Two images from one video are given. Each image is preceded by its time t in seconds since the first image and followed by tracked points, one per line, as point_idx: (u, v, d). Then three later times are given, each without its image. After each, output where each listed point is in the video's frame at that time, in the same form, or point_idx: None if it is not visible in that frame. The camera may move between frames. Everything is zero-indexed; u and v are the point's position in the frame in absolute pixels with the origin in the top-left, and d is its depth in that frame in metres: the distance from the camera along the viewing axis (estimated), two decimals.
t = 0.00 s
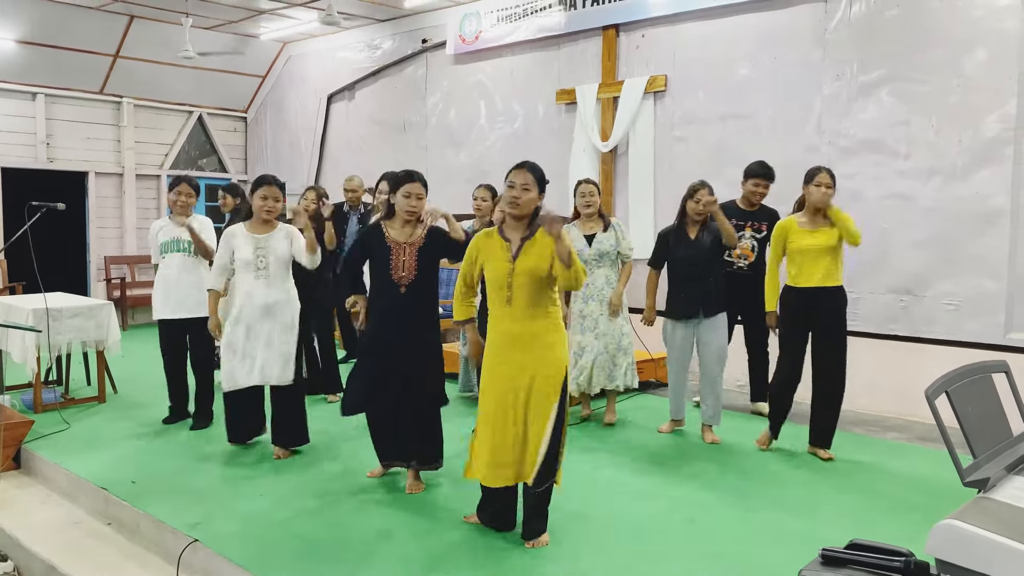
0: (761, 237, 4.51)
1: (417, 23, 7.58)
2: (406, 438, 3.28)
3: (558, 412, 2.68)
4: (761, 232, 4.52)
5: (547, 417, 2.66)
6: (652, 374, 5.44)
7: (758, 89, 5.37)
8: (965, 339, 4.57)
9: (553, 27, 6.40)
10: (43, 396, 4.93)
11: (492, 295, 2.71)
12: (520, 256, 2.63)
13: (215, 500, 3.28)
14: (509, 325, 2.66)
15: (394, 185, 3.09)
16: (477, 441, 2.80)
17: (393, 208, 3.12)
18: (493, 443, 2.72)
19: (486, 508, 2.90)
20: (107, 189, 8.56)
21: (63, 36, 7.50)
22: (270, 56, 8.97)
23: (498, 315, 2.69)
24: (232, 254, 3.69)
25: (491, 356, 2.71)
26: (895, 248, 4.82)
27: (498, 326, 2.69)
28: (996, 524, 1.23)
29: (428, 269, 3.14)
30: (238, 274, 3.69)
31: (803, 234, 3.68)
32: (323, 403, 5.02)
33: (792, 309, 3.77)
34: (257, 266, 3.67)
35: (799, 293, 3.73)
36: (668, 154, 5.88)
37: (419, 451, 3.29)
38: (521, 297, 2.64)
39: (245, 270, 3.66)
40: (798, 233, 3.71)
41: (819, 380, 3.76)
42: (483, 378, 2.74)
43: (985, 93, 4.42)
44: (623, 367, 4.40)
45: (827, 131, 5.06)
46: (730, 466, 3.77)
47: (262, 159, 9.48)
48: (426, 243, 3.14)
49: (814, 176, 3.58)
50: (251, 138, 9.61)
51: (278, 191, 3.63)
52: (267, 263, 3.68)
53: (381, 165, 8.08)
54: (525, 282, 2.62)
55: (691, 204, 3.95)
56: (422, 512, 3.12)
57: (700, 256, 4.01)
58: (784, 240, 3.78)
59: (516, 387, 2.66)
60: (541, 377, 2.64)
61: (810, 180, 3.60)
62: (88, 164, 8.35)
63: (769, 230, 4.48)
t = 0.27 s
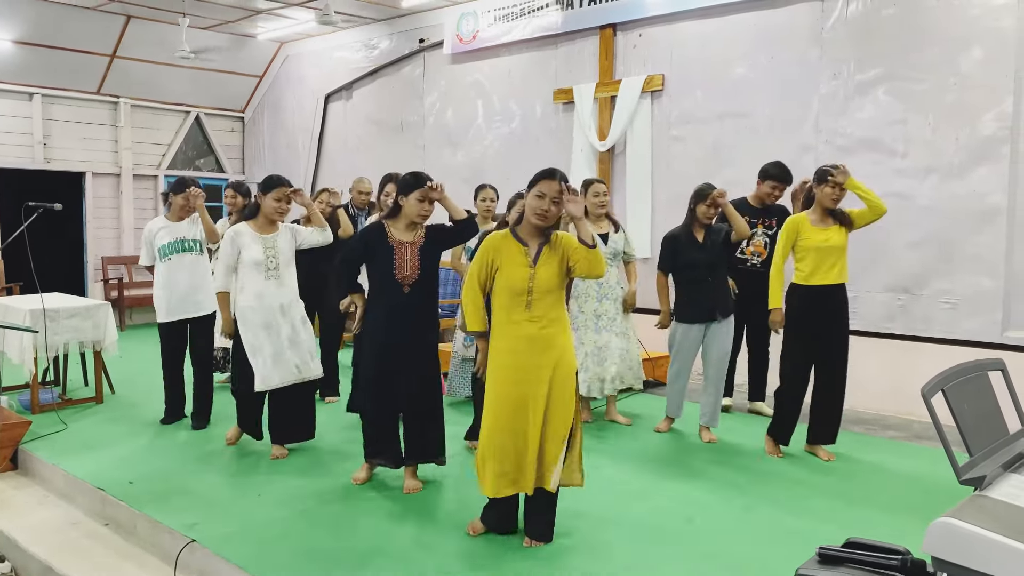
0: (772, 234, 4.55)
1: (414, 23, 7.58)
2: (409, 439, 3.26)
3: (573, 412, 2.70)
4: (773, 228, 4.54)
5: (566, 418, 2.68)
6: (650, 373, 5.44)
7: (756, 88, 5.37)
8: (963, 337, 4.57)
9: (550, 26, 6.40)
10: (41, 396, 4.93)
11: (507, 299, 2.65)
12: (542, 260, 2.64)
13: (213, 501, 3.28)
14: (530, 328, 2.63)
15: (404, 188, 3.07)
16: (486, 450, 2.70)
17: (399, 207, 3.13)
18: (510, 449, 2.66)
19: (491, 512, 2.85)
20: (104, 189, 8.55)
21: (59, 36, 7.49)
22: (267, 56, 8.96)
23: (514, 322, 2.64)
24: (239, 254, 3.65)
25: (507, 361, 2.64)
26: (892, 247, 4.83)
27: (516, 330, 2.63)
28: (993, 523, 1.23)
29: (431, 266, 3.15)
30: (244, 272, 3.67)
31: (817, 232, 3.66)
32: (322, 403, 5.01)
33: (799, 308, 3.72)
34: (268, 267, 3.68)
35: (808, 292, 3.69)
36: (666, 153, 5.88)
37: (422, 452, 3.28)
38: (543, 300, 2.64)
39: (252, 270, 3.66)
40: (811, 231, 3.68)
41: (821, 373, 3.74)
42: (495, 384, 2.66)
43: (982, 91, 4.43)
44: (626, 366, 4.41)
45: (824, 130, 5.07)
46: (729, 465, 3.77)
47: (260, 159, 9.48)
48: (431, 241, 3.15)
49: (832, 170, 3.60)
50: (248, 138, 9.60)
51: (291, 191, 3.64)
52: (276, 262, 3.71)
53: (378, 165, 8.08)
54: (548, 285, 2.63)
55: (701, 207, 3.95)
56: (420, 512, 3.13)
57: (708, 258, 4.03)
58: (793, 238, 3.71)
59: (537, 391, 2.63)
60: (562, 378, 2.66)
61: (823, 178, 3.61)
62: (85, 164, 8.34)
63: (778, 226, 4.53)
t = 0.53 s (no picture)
0: (773, 229, 4.59)
1: (411, 22, 7.57)
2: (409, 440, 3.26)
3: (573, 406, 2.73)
4: (773, 226, 4.58)
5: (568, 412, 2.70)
6: (648, 373, 5.44)
7: (753, 87, 5.38)
8: (960, 336, 4.57)
9: (547, 26, 6.40)
10: (38, 397, 4.92)
11: (518, 295, 2.62)
12: (553, 258, 2.64)
13: (210, 501, 3.27)
14: (539, 325, 2.62)
15: (406, 189, 3.06)
16: (490, 446, 2.66)
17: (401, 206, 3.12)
18: (519, 445, 2.65)
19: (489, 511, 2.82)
20: (101, 189, 8.54)
21: (55, 36, 7.48)
22: (264, 56, 8.95)
23: (523, 321, 2.62)
24: (245, 255, 3.64)
25: (516, 357, 2.61)
26: (889, 246, 4.83)
27: (527, 326, 2.62)
28: (989, 521, 1.23)
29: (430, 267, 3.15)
30: (247, 273, 3.66)
31: (826, 232, 3.66)
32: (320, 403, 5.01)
33: (806, 309, 3.71)
34: (274, 270, 3.69)
35: (815, 292, 3.69)
36: (663, 152, 5.88)
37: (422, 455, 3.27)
38: (553, 297, 2.64)
39: (257, 272, 3.65)
40: (819, 231, 3.67)
41: (821, 369, 3.74)
42: (504, 380, 2.62)
43: (978, 90, 4.43)
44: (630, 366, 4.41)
45: (821, 129, 5.07)
46: (727, 464, 3.77)
47: (257, 159, 9.47)
48: (430, 242, 3.16)
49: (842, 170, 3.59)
50: (246, 137, 9.59)
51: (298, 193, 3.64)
52: (282, 265, 3.71)
53: (376, 164, 8.08)
54: (558, 282, 2.64)
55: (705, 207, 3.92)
56: (418, 512, 3.13)
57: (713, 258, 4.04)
58: (802, 237, 3.69)
59: (545, 386, 2.63)
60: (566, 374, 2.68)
61: (830, 179, 3.59)
62: (82, 164, 8.33)
63: (778, 223, 4.57)
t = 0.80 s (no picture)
0: (769, 228, 4.63)
1: (409, 21, 7.57)
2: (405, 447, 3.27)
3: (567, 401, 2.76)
4: (769, 223, 4.62)
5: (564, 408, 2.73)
6: (645, 372, 5.44)
7: (750, 86, 5.38)
8: (956, 334, 4.58)
9: (545, 25, 6.40)
10: (35, 397, 4.92)
11: (524, 295, 2.60)
12: (558, 256, 2.64)
13: (208, 501, 3.27)
14: (543, 323, 2.63)
15: (412, 194, 3.05)
16: (491, 442, 2.67)
17: (404, 213, 3.11)
18: (524, 444, 2.65)
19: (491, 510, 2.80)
20: (98, 189, 8.53)
21: (52, 36, 7.47)
22: (261, 55, 8.94)
23: (528, 320, 2.62)
24: (249, 261, 3.63)
25: (519, 356, 2.61)
26: (886, 244, 4.84)
27: (530, 327, 2.62)
28: (985, 520, 1.23)
29: (429, 273, 3.16)
30: (248, 281, 3.65)
31: (831, 232, 3.71)
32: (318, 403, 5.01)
33: (808, 303, 3.73)
34: (276, 280, 3.69)
35: (816, 288, 3.71)
36: (661, 151, 5.88)
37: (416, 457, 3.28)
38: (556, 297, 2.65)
39: (258, 280, 3.64)
40: (825, 229, 3.71)
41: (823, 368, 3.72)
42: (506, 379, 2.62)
43: (975, 89, 4.44)
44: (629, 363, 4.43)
45: (818, 128, 5.07)
46: (724, 463, 3.78)
47: (254, 159, 9.46)
48: (431, 248, 3.16)
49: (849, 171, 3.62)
50: (243, 137, 9.59)
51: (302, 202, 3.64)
52: (284, 274, 3.71)
53: (373, 164, 8.07)
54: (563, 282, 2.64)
55: (714, 200, 3.96)
56: (416, 512, 3.13)
57: (719, 255, 4.05)
58: (807, 235, 3.72)
59: (547, 385, 2.64)
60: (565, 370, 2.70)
61: (835, 180, 3.62)
62: (79, 164, 8.32)
63: (774, 220, 4.60)
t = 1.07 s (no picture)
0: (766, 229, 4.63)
1: (407, 20, 7.56)
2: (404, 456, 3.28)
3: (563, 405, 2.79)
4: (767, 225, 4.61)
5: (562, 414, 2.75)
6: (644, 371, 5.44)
7: (748, 85, 5.38)
8: (954, 333, 4.59)
9: (543, 24, 6.40)
10: (33, 396, 4.91)
11: (524, 308, 2.60)
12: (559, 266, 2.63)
13: (206, 500, 3.27)
14: (541, 333, 2.64)
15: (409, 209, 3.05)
16: (493, 452, 2.68)
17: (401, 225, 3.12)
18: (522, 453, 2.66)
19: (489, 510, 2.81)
20: (96, 188, 8.52)
21: (50, 35, 7.46)
22: (259, 54, 8.94)
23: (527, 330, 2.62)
24: (244, 269, 3.64)
25: (521, 369, 2.62)
26: (885, 243, 4.84)
27: (530, 336, 2.62)
28: (982, 518, 1.23)
29: (428, 291, 3.15)
30: (244, 288, 3.65)
31: (834, 228, 3.71)
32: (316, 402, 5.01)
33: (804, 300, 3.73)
34: (270, 287, 3.66)
35: (816, 286, 3.71)
36: (659, 150, 5.88)
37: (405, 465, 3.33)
38: (555, 307, 2.66)
39: (254, 289, 3.63)
40: (829, 226, 3.71)
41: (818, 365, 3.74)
42: (507, 391, 2.63)
43: (972, 88, 4.44)
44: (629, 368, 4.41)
45: (816, 127, 5.08)
46: (723, 462, 3.78)
47: (253, 158, 9.46)
48: (430, 261, 3.15)
49: (854, 169, 3.63)
50: (241, 136, 9.58)
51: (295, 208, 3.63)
52: (279, 283, 3.69)
53: (371, 163, 8.07)
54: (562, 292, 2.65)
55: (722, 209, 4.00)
56: (414, 510, 3.13)
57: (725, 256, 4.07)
58: (809, 232, 3.71)
59: (547, 395, 2.65)
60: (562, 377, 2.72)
61: (835, 178, 3.64)
62: (77, 163, 8.31)
63: (772, 221, 4.59)
